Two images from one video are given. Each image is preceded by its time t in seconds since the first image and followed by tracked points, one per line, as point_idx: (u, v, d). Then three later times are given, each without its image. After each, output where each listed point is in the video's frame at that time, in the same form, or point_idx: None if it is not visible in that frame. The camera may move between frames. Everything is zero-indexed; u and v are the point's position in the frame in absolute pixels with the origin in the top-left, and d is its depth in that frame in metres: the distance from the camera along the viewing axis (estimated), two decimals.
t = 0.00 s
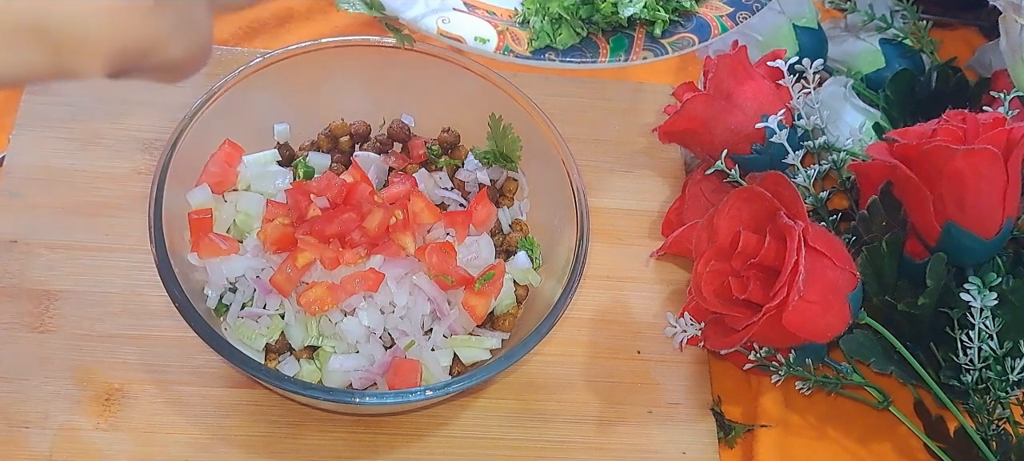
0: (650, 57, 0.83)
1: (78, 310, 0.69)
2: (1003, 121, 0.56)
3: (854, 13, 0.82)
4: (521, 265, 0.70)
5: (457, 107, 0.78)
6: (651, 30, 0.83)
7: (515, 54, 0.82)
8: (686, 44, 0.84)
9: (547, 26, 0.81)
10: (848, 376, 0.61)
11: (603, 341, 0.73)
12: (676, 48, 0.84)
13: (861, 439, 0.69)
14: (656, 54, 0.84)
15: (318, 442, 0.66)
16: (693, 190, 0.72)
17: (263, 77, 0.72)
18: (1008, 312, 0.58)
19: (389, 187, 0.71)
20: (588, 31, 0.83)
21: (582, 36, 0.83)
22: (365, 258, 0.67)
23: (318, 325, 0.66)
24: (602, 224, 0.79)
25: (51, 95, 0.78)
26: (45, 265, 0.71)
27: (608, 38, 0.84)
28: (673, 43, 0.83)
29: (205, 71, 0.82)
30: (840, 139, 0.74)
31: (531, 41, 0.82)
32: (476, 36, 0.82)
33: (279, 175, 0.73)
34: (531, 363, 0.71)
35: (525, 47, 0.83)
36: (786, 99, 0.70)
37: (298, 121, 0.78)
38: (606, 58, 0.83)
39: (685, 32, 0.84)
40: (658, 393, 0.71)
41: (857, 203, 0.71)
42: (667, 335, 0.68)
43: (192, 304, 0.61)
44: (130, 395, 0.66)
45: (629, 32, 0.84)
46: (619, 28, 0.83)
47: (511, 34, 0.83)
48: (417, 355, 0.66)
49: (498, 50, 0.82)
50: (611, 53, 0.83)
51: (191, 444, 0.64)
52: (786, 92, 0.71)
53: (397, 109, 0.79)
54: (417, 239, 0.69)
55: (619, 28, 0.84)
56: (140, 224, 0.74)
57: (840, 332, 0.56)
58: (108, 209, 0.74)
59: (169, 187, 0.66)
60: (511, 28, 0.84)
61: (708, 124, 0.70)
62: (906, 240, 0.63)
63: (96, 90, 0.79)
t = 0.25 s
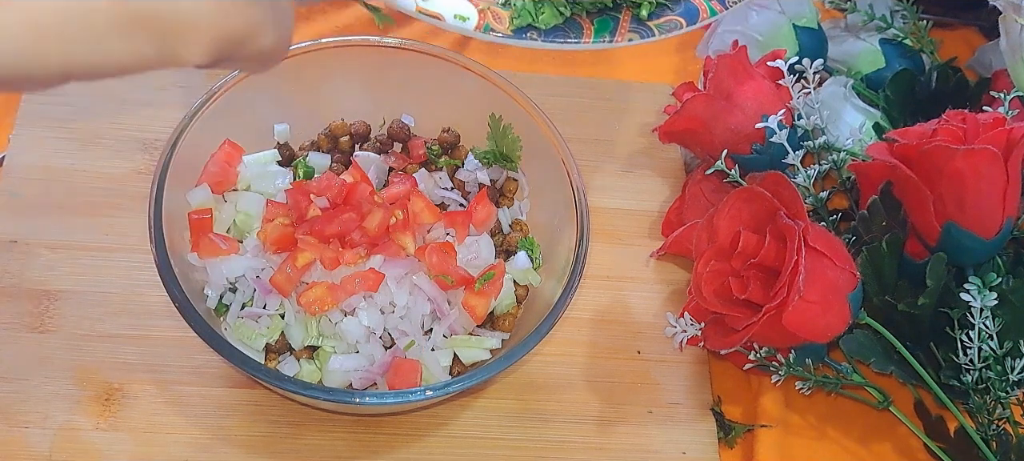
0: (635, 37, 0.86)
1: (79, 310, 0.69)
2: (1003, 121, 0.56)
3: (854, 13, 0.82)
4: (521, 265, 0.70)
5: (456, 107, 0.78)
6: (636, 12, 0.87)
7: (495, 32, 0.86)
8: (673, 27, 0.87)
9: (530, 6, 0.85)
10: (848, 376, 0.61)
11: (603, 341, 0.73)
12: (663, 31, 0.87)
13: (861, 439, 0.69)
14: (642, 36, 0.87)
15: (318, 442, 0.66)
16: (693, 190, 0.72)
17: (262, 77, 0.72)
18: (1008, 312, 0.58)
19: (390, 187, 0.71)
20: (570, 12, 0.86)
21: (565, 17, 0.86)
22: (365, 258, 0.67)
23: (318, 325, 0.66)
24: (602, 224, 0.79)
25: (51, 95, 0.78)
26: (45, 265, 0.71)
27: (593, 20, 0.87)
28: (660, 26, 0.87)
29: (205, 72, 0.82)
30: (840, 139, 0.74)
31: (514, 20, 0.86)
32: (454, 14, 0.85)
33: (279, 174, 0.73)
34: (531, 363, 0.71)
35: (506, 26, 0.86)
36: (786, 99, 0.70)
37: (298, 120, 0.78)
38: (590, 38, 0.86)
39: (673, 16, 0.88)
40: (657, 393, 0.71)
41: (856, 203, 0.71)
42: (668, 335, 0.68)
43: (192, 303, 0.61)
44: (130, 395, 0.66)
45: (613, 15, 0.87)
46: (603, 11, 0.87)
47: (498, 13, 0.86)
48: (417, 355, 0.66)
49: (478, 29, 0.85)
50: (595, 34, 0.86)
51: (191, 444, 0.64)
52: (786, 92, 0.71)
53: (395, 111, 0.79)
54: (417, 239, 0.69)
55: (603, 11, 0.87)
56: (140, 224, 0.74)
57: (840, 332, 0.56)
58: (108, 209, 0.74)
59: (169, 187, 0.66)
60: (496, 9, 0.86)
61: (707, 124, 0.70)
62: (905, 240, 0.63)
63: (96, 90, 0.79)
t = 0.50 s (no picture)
0: (613, 27, 0.85)
1: (79, 310, 0.69)
2: (1003, 121, 0.56)
3: (853, 13, 0.82)
4: (521, 265, 0.70)
5: (457, 107, 0.78)
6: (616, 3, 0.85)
7: (476, 24, 0.84)
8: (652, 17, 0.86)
9: None
10: (848, 376, 0.61)
11: (603, 341, 0.73)
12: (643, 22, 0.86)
13: (861, 439, 0.69)
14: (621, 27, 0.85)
15: (318, 442, 0.66)
16: (693, 190, 0.72)
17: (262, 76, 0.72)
18: (1008, 312, 0.58)
19: (390, 187, 0.71)
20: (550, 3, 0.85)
21: (546, 9, 0.85)
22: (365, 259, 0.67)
23: (318, 325, 0.66)
24: (602, 224, 0.79)
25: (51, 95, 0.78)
26: (44, 265, 0.71)
27: (572, 10, 0.86)
28: (639, 15, 0.85)
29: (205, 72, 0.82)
30: (840, 139, 0.74)
31: (492, 12, 0.84)
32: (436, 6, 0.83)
33: (279, 174, 0.73)
34: (531, 363, 0.71)
35: (487, 18, 0.84)
36: (786, 99, 0.70)
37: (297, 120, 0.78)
38: (569, 30, 0.85)
39: (651, 6, 0.86)
40: (657, 393, 0.71)
41: (856, 203, 0.71)
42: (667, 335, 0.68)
43: (192, 303, 0.61)
44: (130, 395, 0.66)
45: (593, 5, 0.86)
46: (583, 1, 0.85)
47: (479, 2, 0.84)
48: (417, 355, 0.66)
49: (459, 21, 0.83)
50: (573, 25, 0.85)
51: (191, 444, 0.64)
52: (786, 92, 0.71)
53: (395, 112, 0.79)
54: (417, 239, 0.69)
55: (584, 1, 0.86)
56: (140, 224, 0.74)
57: (840, 332, 0.56)
58: (108, 209, 0.74)
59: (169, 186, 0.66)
60: None
61: (708, 124, 0.70)
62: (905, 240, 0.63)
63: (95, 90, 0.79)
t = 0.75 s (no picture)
0: (579, 57, 0.90)
1: (78, 310, 0.69)
2: (1003, 121, 0.56)
3: (853, 13, 0.82)
4: (521, 265, 0.70)
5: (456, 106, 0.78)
6: (585, 33, 0.91)
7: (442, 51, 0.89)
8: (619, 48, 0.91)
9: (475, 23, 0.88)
10: (848, 376, 0.61)
11: (603, 341, 0.73)
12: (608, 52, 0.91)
13: (861, 440, 0.69)
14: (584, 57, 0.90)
15: (318, 442, 0.66)
16: (693, 190, 0.72)
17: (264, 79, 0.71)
18: (1008, 312, 0.58)
19: (390, 187, 0.71)
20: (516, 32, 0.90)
21: (511, 37, 0.90)
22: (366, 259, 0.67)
23: (318, 325, 0.66)
24: (602, 224, 0.79)
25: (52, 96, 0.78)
26: (44, 265, 0.71)
27: (542, 38, 0.91)
28: (605, 46, 0.91)
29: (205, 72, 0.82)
30: (840, 139, 0.74)
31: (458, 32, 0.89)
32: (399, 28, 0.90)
33: (279, 174, 0.73)
34: (531, 363, 0.71)
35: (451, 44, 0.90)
36: (786, 99, 0.70)
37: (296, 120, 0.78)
38: (532, 60, 0.89)
39: (622, 37, 0.92)
40: (657, 393, 0.71)
41: (856, 203, 0.71)
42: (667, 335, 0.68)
43: (191, 303, 0.61)
44: (129, 395, 0.66)
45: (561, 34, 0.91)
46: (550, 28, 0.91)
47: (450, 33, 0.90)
48: (417, 355, 0.66)
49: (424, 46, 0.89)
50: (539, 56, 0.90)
51: (190, 444, 0.64)
52: (786, 92, 0.71)
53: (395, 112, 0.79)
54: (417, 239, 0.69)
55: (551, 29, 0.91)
56: (140, 224, 0.74)
57: (840, 332, 0.56)
58: (108, 209, 0.74)
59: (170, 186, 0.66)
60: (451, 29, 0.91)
61: (708, 124, 0.70)
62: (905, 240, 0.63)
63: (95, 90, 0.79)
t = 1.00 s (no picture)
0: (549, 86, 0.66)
1: (79, 310, 0.69)
2: (1003, 121, 0.56)
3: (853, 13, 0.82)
4: (521, 265, 0.70)
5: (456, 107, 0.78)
6: (554, 59, 0.67)
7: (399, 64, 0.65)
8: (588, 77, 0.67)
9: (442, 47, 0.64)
10: (848, 376, 0.61)
11: (603, 341, 0.73)
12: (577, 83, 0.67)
13: (862, 440, 0.69)
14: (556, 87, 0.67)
15: (318, 441, 0.66)
16: (693, 190, 0.72)
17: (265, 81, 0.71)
18: (1008, 312, 0.58)
19: (390, 187, 0.71)
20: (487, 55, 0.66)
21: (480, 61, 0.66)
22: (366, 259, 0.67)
23: (318, 325, 0.66)
24: (602, 224, 0.79)
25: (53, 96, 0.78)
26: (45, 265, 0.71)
27: (509, 65, 0.67)
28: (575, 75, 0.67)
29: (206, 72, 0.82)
30: (840, 139, 0.74)
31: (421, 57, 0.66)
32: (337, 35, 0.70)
33: (279, 174, 0.72)
34: (531, 363, 0.71)
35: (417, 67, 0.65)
36: (786, 99, 0.70)
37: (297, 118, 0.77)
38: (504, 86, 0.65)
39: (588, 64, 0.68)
40: (657, 393, 0.71)
41: (856, 203, 0.71)
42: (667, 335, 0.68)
43: (191, 302, 0.61)
44: (130, 395, 0.66)
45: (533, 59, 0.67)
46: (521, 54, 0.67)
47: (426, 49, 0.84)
48: (417, 355, 0.66)
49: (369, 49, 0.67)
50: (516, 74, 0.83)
51: (190, 444, 0.64)
52: (786, 92, 0.71)
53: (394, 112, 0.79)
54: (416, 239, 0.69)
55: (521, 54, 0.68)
56: (141, 224, 0.74)
57: (840, 332, 0.56)
58: (108, 209, 0.74)
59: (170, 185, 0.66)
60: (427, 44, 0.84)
61: (708, 125, 0.70)
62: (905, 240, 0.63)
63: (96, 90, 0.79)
